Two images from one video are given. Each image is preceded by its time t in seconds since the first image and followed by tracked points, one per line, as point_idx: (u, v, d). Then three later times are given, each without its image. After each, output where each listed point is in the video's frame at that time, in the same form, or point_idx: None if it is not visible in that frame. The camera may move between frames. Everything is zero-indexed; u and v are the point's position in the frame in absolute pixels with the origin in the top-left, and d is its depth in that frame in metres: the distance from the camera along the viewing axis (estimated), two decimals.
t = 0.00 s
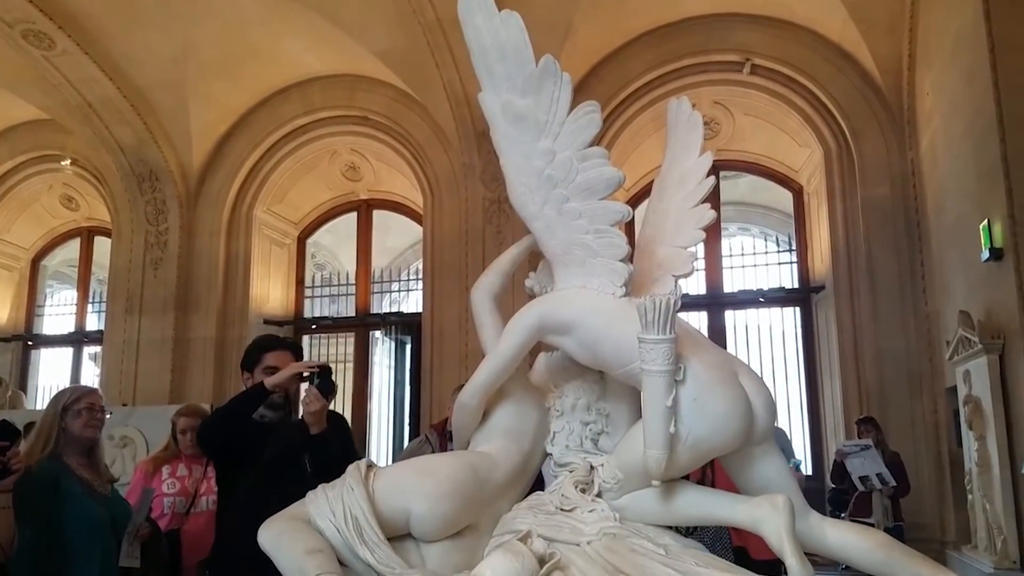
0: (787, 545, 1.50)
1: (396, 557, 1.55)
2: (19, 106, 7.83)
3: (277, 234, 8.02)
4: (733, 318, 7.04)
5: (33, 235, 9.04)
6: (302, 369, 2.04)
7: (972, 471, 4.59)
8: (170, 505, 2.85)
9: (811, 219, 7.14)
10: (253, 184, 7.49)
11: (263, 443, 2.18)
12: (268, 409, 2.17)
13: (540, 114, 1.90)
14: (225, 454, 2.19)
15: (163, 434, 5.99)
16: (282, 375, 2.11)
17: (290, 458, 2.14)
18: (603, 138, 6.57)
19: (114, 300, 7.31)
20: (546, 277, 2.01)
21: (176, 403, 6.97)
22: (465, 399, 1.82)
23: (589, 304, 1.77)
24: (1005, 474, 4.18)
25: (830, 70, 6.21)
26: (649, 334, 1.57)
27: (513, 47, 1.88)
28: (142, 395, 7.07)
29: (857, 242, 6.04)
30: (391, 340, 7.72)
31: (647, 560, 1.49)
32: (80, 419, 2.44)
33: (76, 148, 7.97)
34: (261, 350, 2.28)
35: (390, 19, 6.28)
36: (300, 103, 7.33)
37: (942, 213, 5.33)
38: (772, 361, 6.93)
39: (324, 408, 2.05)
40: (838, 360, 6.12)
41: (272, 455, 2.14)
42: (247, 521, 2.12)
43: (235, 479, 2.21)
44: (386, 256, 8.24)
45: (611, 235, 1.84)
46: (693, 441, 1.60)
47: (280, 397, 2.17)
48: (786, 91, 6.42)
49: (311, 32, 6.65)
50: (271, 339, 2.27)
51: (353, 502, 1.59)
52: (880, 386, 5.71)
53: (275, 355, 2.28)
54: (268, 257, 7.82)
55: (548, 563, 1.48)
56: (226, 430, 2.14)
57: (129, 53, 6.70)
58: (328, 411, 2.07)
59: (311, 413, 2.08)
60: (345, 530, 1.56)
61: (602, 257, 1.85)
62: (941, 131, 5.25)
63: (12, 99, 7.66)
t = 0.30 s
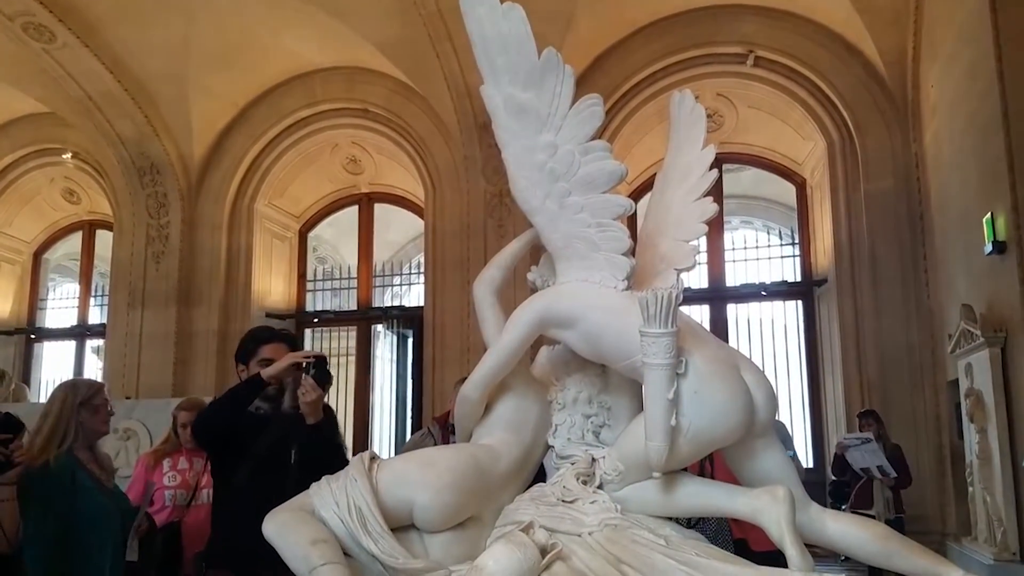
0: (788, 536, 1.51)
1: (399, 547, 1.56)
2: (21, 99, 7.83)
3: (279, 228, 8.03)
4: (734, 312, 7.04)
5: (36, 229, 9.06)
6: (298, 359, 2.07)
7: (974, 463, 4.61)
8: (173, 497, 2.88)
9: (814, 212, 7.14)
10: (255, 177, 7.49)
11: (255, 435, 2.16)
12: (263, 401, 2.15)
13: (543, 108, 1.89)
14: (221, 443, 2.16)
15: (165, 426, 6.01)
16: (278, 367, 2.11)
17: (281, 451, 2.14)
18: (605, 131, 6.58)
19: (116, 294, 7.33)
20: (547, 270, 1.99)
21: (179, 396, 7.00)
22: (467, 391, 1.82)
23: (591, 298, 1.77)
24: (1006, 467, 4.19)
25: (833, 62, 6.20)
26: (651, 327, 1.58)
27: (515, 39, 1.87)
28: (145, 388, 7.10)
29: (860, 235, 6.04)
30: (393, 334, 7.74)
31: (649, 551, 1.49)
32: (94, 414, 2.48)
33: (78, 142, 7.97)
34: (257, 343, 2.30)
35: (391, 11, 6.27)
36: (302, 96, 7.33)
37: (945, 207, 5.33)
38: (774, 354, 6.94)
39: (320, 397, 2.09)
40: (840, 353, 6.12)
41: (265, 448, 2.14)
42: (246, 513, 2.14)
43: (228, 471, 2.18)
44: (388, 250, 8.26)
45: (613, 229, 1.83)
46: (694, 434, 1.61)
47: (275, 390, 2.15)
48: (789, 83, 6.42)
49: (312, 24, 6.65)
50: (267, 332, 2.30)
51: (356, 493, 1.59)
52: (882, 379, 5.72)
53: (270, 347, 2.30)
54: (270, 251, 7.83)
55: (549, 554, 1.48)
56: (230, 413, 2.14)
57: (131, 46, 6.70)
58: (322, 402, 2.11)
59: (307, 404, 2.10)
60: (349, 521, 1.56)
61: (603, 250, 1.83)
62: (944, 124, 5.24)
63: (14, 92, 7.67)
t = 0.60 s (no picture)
0: (784, 521, 1.52)
1: (399, 534, 1.56)
2: (19, 90, 7.82)
3: (280, 218, 8.03)
4: (736, 299, 7.05)
5: (36, 220, 9.07)
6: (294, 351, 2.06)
7: (975, 449, 4.63)
8: (179, 484, 2.97)
9: (816, 199, 7.14)
10: (255, 166, 7.48)
11: (253, 424, 2.18)
12: (259, 392, 2.18)
13: (540, 96, 1.86)
14: (216, 438, 2.17)
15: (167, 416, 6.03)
16: (272, 357, 2.10)
17: (278, 441, 2.18)
18: (605, 119, 6.56)
19: (118, 285, 7.35)
20: (546, 259, 1.97)
21: (182, 386, 7.03)
22: (467, 380, 1.83)
23: (589, 286, 1.76)
24: (1007, 453, 4.22)
25: (835, 48, 6.19)
26: (649, 315, 1.59)
27: (513, 26, 1.85)
28: (148, 378, 7.13)
29: (861, 222, 6.04)
30: (394, 324, 7.75)
31: (647, 537, 1.50)
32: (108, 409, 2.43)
33: (77, 132, 7.97)
34: (253, 333, 2.32)
35: None
36: (302, 85, 7.32)
37: (947, 192, 5.33)
38: (776, 341, 6.95)
39: (313, 385, 2.16)
40: (841, 339, 6.13)
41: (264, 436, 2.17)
42: (248, 501, 2.16)
43: (223, 465, 2.21)
44: (389, 239, 8.27)
45: (611, 217, 1.81)
46: (691, 421, 1.61)
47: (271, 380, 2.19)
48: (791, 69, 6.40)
49: (310, 11, 6.62)
50: (263, 323, 2.31)
51: (356, 482, 1.60)
52: (883, 365, 5.73)
53: (265, 338, 2.31)
54: (271, 241, 7.84)
55: (547, 540, 1.48)
56: (226, 406, 2.14)
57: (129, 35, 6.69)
58: (317, 389, 2.18)
59: (302, 392, 2.17)
60: (350, 510, 1.57)
61: (602, 239, 1.81)
62: (946, 109, 5.23)
63: (13, 83, 7.66)
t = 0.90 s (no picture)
0: (766, 503, 1.55)
1: (388, 520, 1.59)
2: (11, 80, 7.80)
3: (274, 207, 8.03)
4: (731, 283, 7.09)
5: (30, 211, 9.06)
6: (282, 340, 2.10)
7: (968, 431, 4.67)
8: (171, 468, 2.98)
9: (810, 182, 7.16)
10: (248, 154, 7.48)
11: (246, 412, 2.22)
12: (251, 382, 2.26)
13: (525, 85, 1.87)
14: (206, 429, 2.21)
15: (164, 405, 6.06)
16: (261, 346, 2.14)
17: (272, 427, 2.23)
18: (598, 104, 6.57)
19: (113, 275, 7.37)
20: (533, 248, 1.99)
21: (178, 375, 7.05)
22: (455, 367, 1.86)
23: (574, 274, 1.78)
24: (999, 434, 4.26)
25: (828, 30, 6.19)
26: (632, 302, 1.61)
27: (497, 14, 1.85)
28: (144, 368, 7.16)
29: (855, 205, 6.07)
30: (390, 312, 7.78)
31: (631, 519, 1.52)
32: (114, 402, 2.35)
33: (69, 122, 7.95)
34: (243, 324, 2.34)
35: None
36: (293, 72, 7.30)
37: (941, 174, 5.35)
38: (771, 324, 6.99)
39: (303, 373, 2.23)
40: (836, 322, 6.17)
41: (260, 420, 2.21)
42: (241, 488, 2.19)
43: (213, 454, 2.24)
44: (384, 228, 8.28)
45: (596, 205, 1.82)
46: (674, 406, 1.64)
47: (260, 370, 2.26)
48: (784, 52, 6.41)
49: None
50: (253, 313, 2.34)
51: (345, 469, 1.62)
52: (878, 347, 5.78)
53: (255, 329, 2.33)
54: (265, 230, 7.84)
55: (533, 525, 1.51)
56: (212, 401, 2.16)
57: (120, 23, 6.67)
58: (308, 378, 2.28)
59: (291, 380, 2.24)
60: (339, 497, 1.59)
61: (586, 227, 1.83)
62: (940, 91, 5.25)
63: (4, 73, 7.63)
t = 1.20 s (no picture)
0: (748, 486, 1.58)
1: (377, 499, 1.63)
2: (16, 66, 7.82)
3: (278, 192, 8.05)
4: (735, 269, 7.10)
5: (37, 196, 9.11)
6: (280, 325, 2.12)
7: (971, 417, 4.69)
8: (175, 447, 3.04)
9: (815, 166, 7.15)
10: (251, 139, 7.49)
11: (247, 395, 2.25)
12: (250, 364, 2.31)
13: (514, 72, 1.88)
14: (207, 411, 2.25)
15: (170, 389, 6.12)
16: (259, 330, 2.15)
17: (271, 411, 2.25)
18: (602, 90, 6.57)
19: (119, 260, 7.42)
20: (523, 234, 2.02)
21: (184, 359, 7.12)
22: (445, 352, 1.89)
23: (562, 260, 1.81)
24: (1002, 420, 4.28)
25: (833, 13, 6.17)
26: (617, 288, 1.64)
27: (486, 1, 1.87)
28: (150, 353, 7.23)
29: (860, 189, 6.06)
30: (394, 297, 7.83)
31: (613, 500, 1.58)
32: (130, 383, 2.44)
33: (75, 108, 7.99)
34: (243, 308, 2.37)
35: None
36: (296, 57, 7.31)
37: (947, 158, 5.34)
38: (774, 310, 7.01)
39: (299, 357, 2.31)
40: (840, 308, 6.18)
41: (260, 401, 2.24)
42: (238, 470, 2.22)
43: (214, 437, 2.28)
44: (387, 213, 8.31)
45: (584, 191, 1.84)
46: (659, 390, 1.67)
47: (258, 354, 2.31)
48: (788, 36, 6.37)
49: None
50: (253, 297, 2.37)
51: (336, 450, 1.66)
52: (881, 332, 5.79)
53: (255, 312, 2.36)
54: (269, 215, 7.87)
55: (518, 504, 1.58)
56: (213, 382, 2.20)
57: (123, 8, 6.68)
58: (306, 363, 2.34)
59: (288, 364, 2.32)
60: (330, 478, 1.63)
61: (574, 212, 1.85)
62: (946, 76, 5.24)
63: (8, 58, 7.65)
